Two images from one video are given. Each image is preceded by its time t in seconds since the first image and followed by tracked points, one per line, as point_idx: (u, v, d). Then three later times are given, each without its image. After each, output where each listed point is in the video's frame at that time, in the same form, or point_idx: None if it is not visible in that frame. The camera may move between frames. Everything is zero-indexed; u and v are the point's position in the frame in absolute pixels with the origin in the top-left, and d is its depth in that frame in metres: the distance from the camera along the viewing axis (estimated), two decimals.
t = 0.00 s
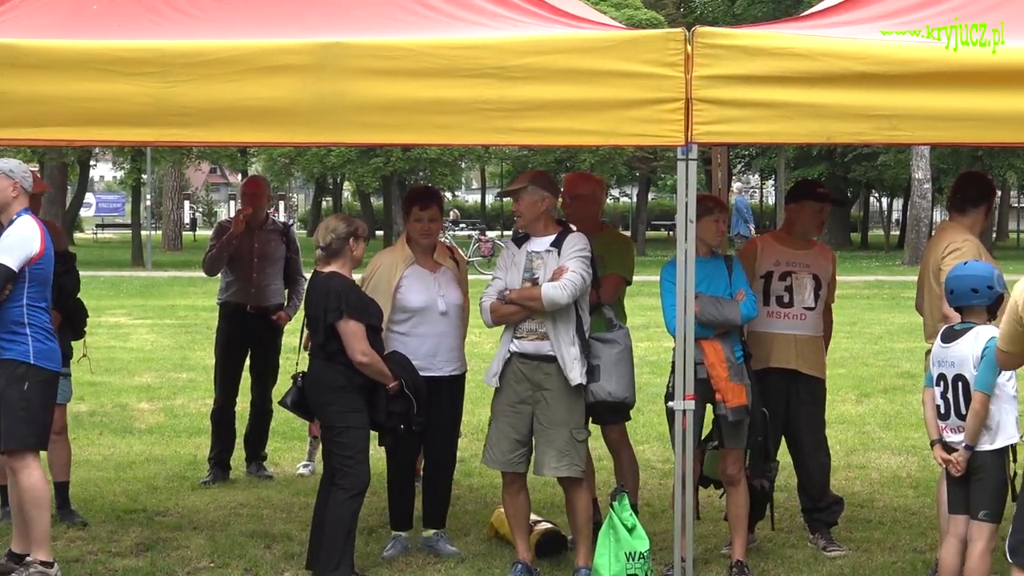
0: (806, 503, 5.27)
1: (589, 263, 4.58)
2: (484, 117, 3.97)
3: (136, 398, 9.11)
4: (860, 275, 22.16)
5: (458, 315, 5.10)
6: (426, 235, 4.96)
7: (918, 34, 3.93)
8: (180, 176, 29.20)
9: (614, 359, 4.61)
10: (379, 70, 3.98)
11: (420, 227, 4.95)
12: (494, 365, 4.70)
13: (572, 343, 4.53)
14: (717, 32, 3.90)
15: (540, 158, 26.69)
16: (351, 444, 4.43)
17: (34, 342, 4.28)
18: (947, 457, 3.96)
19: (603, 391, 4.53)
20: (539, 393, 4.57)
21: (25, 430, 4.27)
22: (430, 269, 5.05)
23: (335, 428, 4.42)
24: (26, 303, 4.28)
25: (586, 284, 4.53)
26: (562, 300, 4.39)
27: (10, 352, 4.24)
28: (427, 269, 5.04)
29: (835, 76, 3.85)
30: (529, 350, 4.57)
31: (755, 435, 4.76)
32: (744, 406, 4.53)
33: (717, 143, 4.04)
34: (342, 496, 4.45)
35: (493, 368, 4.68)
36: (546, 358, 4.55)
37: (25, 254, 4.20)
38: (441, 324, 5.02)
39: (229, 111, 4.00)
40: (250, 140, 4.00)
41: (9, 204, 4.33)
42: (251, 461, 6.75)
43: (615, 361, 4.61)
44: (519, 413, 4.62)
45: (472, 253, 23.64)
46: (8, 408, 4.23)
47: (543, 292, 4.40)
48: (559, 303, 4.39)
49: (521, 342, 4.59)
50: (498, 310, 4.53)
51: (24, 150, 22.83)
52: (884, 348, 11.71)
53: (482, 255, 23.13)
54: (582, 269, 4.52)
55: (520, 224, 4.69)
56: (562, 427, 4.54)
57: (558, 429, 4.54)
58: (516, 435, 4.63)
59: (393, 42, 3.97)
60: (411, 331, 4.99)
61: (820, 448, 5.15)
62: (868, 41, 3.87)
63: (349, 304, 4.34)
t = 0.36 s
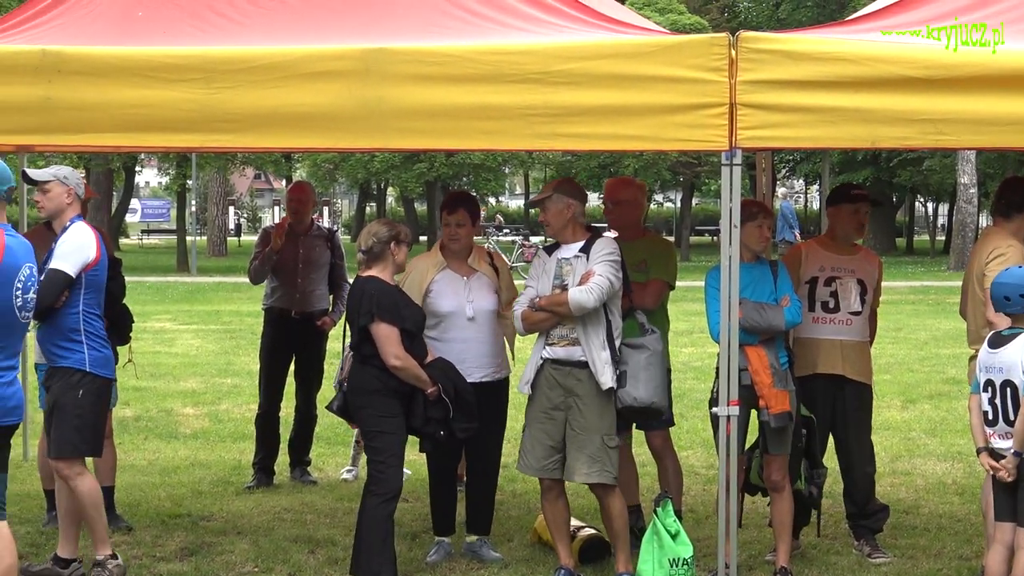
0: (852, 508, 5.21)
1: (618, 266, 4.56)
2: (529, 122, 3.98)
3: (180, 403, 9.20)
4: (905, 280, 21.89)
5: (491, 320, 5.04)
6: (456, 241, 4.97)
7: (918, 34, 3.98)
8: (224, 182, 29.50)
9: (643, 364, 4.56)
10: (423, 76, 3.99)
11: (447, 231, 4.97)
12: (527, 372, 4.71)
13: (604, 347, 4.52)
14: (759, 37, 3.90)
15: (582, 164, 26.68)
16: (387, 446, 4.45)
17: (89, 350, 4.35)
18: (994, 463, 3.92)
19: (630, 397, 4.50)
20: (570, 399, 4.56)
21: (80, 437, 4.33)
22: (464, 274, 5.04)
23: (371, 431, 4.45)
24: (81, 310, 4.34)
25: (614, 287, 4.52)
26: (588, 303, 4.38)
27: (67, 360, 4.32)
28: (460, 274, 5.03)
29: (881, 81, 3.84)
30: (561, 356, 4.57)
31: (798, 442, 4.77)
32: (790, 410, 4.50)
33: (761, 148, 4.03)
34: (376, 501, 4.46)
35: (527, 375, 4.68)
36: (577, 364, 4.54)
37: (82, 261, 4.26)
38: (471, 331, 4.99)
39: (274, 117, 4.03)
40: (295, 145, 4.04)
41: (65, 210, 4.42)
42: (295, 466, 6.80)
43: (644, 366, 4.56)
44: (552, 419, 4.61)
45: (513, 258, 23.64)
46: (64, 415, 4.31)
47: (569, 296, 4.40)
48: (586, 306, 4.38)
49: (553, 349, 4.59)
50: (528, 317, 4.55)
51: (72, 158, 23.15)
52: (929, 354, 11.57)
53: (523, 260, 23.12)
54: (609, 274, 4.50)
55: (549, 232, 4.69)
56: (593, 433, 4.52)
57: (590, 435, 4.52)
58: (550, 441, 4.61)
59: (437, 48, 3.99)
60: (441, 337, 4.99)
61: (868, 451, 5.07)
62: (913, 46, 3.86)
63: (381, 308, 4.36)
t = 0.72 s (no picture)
0: (879, 514, 5.17)
1: (636, 271, 4.56)
2: (555, 128, 3.98)
3: (206, 408, 9.25)
4: (930, 285, 21.72)
5: (500, 328, 4.99)
6: (462, 246, 4.95)
7: (919, 35, 4.06)
8: (249, 189, 29.64)
9: (663, 369, 4.50)
10: (448, 82, 4.00)
11: (454, 237, 4.97)
12: (545, 379, 4.71)
13: (623, 351, 4.51)
14: (785, 42, 3.88)
15: (606, 169, 26.66)
16: (409, 452, 4.45)
17: (126, 358, 4.38)
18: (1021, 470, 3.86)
19: (651, 401, 4.45)
20: (591, 404, 4.55)
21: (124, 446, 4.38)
22: (475, 282, 5.01)
23: (395, 436, 4.46)
24: (120, 319, 4.38)
25: (633, 291, 4.51)
26: (609, 307, 4.38)
27: (105, 369, 4.36)
28: (470, 282, 5.01)
29: (908, 85, 3.82)
30: (580, 362, 4.56)
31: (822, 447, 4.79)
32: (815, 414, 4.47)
33: (787, 153, 4.01)
34: (399, 507, 4.46)
35: (546, 381, 4.68)
36: (598, 368, 4.54)
37: (120, 270, 4.29)
38: (478, 339, 4.96)
39: (299, 123, 4.05)
40: (321, 151, 4.06)
41: (103, 217, 4.44)
42: (321, 471, 6.83)
43: (663, 370, 4.48)
44: (575, 425, 4.60)
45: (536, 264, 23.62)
46: (105, 425, 4.35)
47: (591, 300, 4.39)
48: (608, 311, 4.38)
49: (572, 354, 4.58)
50: (548, 323, 4.52)
51: (99, 165, 23.35)
52: (956, 359, 11.48)
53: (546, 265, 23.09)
54: (630, 277, 4.49)
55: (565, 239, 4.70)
56: (619, 436, 4.51)
57: (615, 437, 4.51)
58: (573, 447, 4.60)
59: (462, 53, 3.99)
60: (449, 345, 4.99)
61: (895, 457, 5.04)
62: (939, 50, 3.85)
63: (405, 313, 4.38)
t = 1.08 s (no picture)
0: (882, 519, 5.15)
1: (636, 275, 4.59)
2: (555, 132, 3.99)
3: (206, 412, 9.25)
4: (930, 289, 21.71)
5: (483, 331, 4.86)
6: (446, 250, 4.89)
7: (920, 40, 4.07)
8: (250, 194, 29.64)
9: (664, 370, 4.54)
10: (449, 86, 4.01)
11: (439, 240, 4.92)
12: (545, 385, 4.67)
13: (627, 353, 4.52)
14: (786, 46, 3.88)
15: (606, 173, 26.68)
16: (407, 454, 4.44)
17: (144, 366, 4.40)
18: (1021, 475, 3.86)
19: (656, 403, 4.48)
20: (597, 407, 4.54)
21: (136, 453, 4.38)
22: (463, 286, 4.95)
23: (395, 440, 4.46)
24: (142, 327, 4.40)
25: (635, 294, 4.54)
26: (618, 309, 4.37)
27: (122, 376, 4.36)
28: (457, 286, 4.95)
29: (908, 89, 3.83)
30: (583, 365, 4.56)
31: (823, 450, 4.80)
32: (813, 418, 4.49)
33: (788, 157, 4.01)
34: (400, 509, 4.44)
35: (547, 387, 4.64)
36: (600, 372, 4.54)
37: (149, 278, 4.33)
38: (461, 342, 4.87)
39: (301, 127, 4.06)
40: (322, 155, 4.06)
41: (121, 222, 4.43)
42: (321, 475, 6.83)
43: (664, 372, 4.53)
44: (578, 429, 4.59)
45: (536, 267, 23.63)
46: (119, 433, 4.34)
47: (598, 302, 4.38)
48: (615, 312, 4.37)
49: (574, 357, 4.58)
50: (548, 326, 4.53)
51: (101, 169, 23.37)
52: (957, 363, 11.47)
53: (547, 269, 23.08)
54: (631, 280, 4.52)
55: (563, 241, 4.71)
56: (624, 438, 4.51)
57: (620, 440, 4.51)
58: (576, 451, 4.60)
59: (463, 58, 4.00)
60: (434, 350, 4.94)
61: (898, 460, 5.02)
62: (940, 55, 3.86)
63: (400, 317, 4.38)
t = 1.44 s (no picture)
0: (877, 523, 5.15)
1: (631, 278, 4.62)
2: (550, 135, 3.99)
3: (201, 415, 9.23)
4: (924, 293, 21.76)
5: (469, 335, 4.87)
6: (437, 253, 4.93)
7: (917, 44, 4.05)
8: (244, 197, 29.62)
9: (661, 368, 4.56)
10: (444, 88, 4.01)
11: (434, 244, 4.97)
12: (543, 390, 4.63)
13: (628, 356, 4.54)
14: (780, 49, 3.89)
15: (601, 176, 26.71)
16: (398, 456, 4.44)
17: (145, 368, 4.43)
18: (1013, 477, 3.87)
19: (655, 402, 4.49)
20: (598, 410, 4.56)
21: (138, 453, 4.40)
22: (456, 290, 4.96)
23: (386, 442, 4.46)
24: (141, 330, 4.43)
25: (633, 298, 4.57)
26: (620, 315, 4.39)
27: (126, 378, 4.36)
28: (450, 290, 4.98)
29: (903, 92, 3.83)
30: (583, 369, 4.55)
31: (817, 453, 4.76)
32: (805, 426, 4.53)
33: (783, 160, 4.02)
34: (392, 512, 4.44)
35: (546, 393, 4.61)
36: (600, 374, 4.55)
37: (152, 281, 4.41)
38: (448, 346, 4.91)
39: (296, 129, 4.05)
40: (317, 157, 4.06)
41: (114, 223, 4.40)
42: (315, 478, 6.82)
43: (660, 370, 4.55)
44: (578, 431, 4.59)
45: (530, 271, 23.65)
46: (124, 435, 4.34)
47: (600, 308, 4.38)
48: (618, 318, 4.38)
49: (574, 362, 4.57)
50: (548, 333, 4.49)
51: (95, 172, 23.35)
52: (950, 367, 11.50)
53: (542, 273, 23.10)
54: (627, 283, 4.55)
55: (555, 242, 4.70)
56: (626, 441, 4.54)
57: (623, 443, 4.54)
58: (578, 455, 4.60)
59: (458, 60, 4.00)
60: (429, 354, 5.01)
61: (894, 462, 4.99)
62: (934, 58, 3.86)
63: (383, 321, 4.41)
